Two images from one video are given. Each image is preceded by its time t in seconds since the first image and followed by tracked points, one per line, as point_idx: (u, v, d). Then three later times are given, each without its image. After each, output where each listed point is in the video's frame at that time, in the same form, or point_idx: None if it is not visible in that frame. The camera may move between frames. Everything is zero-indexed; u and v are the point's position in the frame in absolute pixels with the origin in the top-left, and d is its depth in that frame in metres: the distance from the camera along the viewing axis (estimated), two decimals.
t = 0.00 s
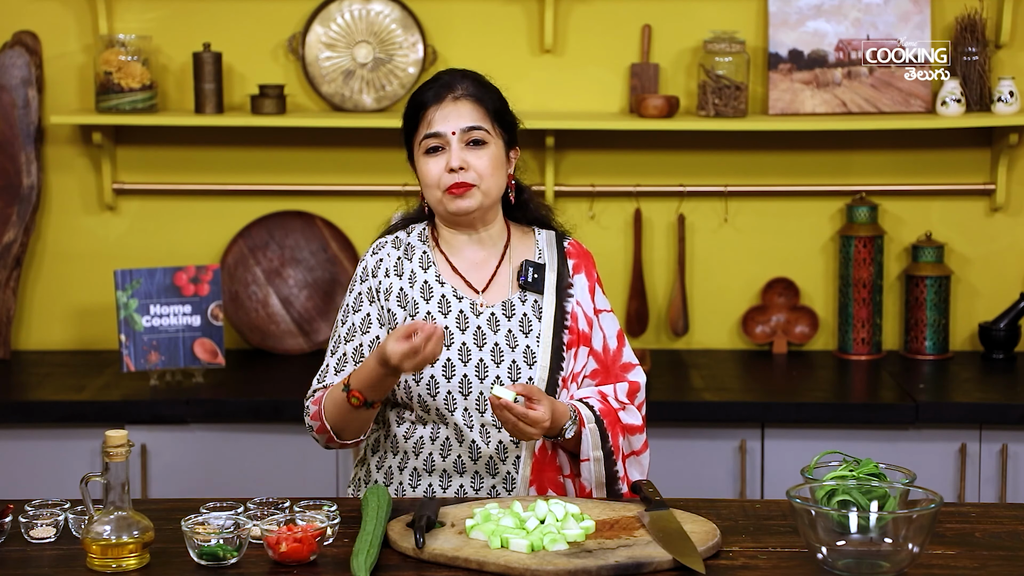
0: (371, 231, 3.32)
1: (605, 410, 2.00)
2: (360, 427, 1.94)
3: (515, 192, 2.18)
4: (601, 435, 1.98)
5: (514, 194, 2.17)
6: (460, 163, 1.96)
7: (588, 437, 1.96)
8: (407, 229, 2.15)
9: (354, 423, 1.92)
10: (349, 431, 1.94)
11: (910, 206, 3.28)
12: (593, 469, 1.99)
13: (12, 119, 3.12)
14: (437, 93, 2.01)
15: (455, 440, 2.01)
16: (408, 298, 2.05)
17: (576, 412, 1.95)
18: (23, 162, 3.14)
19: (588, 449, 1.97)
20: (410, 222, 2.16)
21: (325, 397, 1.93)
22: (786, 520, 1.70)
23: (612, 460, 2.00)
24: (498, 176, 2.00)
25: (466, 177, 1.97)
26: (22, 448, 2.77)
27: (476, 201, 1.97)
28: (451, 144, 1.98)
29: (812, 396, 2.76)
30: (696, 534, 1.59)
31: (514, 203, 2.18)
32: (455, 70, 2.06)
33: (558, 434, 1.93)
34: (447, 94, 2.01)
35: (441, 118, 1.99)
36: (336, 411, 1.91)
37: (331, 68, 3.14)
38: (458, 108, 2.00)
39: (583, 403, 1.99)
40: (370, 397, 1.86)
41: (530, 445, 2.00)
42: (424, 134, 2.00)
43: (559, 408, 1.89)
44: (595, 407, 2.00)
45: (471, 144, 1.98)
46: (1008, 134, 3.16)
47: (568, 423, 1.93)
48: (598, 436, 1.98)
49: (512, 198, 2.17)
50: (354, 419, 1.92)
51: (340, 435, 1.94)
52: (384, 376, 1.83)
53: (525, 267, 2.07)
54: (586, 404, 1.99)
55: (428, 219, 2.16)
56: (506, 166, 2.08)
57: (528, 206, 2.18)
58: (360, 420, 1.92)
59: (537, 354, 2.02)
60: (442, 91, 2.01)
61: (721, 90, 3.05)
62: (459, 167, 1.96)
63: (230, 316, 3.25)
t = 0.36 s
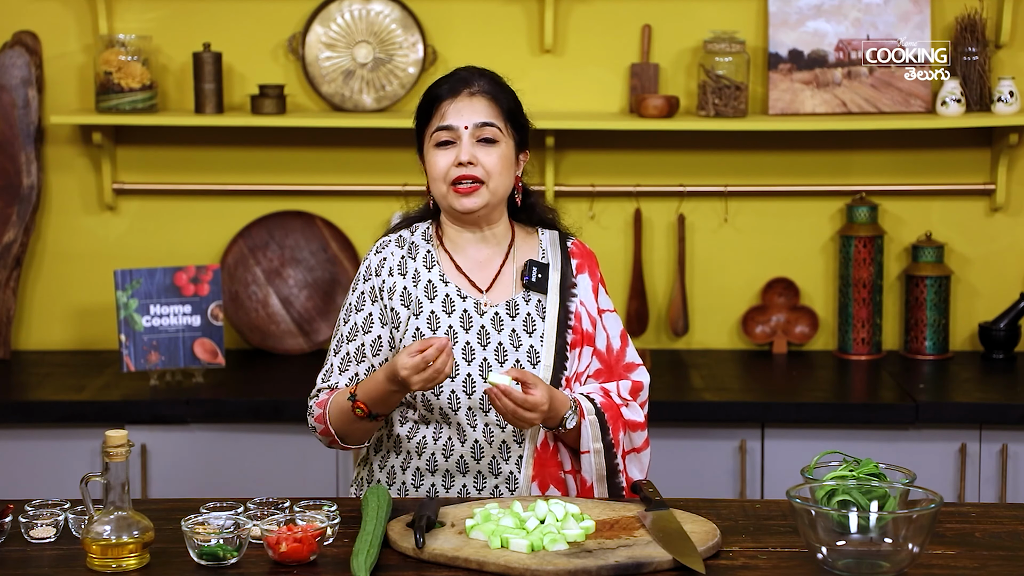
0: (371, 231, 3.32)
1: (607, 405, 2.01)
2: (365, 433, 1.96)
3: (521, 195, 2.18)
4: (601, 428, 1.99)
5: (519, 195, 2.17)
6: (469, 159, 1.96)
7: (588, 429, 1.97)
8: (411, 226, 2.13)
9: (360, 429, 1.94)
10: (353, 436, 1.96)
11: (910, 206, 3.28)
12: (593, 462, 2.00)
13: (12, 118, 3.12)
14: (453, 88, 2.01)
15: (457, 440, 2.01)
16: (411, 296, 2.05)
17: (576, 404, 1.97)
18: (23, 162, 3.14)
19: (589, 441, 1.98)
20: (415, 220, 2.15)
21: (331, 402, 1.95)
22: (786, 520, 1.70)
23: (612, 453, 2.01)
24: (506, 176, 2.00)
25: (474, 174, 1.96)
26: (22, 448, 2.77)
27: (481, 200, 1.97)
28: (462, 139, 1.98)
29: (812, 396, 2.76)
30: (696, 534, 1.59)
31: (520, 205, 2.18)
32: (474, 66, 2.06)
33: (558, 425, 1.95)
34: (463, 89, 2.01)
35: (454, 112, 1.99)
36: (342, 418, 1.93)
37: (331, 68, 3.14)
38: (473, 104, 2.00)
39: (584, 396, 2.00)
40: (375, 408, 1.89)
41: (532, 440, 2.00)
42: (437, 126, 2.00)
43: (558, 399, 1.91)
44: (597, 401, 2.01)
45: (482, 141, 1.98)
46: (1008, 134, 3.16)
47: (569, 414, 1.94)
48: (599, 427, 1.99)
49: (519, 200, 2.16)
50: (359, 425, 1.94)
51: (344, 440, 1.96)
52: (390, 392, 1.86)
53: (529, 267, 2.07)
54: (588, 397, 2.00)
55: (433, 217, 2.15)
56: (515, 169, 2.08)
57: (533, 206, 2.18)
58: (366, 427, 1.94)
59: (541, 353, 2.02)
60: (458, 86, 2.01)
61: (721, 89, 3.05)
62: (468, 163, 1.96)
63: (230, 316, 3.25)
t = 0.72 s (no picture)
0: (371, 231, 3.32)
1: (604, 400, 2.01)
2: (364, 433, 1.96)
3: (518, 198, 2.17)
4: (598, 422, 1.99)
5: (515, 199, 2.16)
6: (468, 156, 1.96)
7: (584, 422, 1.97)
8: (408, 227, 2.13)
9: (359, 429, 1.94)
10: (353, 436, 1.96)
11: (910, 206, 3.28)
12: (591, 456, 2.00)
13: (12, 118, 3.12)
14: (459, 86, 2.02)
15: (456, 438, 2.01)
16: (409, 296, 2.04)
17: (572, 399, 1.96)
18: (23, 162, 3.14)
19: (585, 435, 1.98)
20: (412, 220, 2.15)
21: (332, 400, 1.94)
22: (786, 520, 1.70)
23: (610, 447, 2.01)
24: (503, 178, 2.00)
25: (472, 172, 1.96)
26: (22, 448, 2.77)
27: (476, 198, 1.97)
28: (463, 135, 1.98)
29: (812, 396, 2.76)
30: (696, 534, 1.59)
31: (516, 208, 2.17)
32: (483, 67, 2.07)
33: (554, 416, 1.95)
34: (469, 88, 2.02)
35: (459, 109, 2.00)
36: (341, 417, 1.92)
37: (331, 68, 3.14)
38: (478, 103, 2.00)
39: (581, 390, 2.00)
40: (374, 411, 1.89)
41: (530, 435, 2.01)
42: (440, 121, 2.00)
43: (552, 391, 1.91)
44: (594, 396, 2.01)
45: (482, 140, 1.98)
46: (1008, 134, 3.15)
47: (564, 406, 1.95)
48: (596, 421, 1.99)
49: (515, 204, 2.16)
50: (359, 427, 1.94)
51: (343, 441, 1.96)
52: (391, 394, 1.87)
53: (526, 264, 2.07)
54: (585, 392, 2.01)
55: (431, 217, 2.15)
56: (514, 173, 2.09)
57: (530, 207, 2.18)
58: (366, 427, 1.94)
59: (539, 351, 2.02)
60: (465, 85, 2.02)
61: (721, 90, 3.05)
62: (467, 160, 1.96)
63: (230, 316, 3.26)
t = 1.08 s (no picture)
0: (371, 231, 3.32)
1: (601, 403, 2.01)
2: (366, 400, 1.87)
3: (523, 201, 2.18)
4: (594, 425, 1.99)
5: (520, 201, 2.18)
6: (472, 156, 1.96)
7: (580, 424, 1.98)
8: (410, 225, 2.13)
9: (362, 394, 1.86)
10: (355, 403, 1.87)
11: (910, 206, 3.28)
12: (586, 459, 2.00)
13: (12, 119, 3.12)
14: (471, 86, 2.03)
15: (450, 436, 2.00)
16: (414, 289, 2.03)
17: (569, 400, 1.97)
18: (23, 162, 3.14)
19: (582, 437, 1.98)
20: (415, 217, 2.15)
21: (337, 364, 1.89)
22: (786, 520, 1.70)
23: (605, 449, 2.01)
24: (506, 180, 2.00)
25: (475, 171, 1.96)
26: (22, 448, 2.77)
27: (477, 198, 1.97)
28: (470, 136, 1.98)
29: (812, 396, 2.76)
30: (696, 534, 1.59)
31: (520, 211, 2.18)
32: (497, 70, 2.08)
33: (551, 416, 1.94)
34: (481, 90, 2.03)
35: (468, 109, 2.00)
36: (344, 378, 1.86)
37: (331, 68, 3.14)
38: (488, 104, 2.01)
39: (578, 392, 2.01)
40: (381, 353, 1.82)
41: (527, 434, 2.01)
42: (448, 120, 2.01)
43: (550, 390, 1.91)
44: (591, 399, 2.01)
45: (488, 141, 1.98)
46: (1008, 134, 3.16)
47: (560, 407, 1.94)
48: (592, 424, 1.99)
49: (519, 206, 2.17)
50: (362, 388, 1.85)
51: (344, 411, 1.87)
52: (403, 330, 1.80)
53: (527, 265, 2.08)
54: (582, 394, 2.01)
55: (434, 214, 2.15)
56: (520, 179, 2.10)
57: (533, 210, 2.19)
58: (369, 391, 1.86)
59: (539, 351, 2.02)
60: (477, 86, 2.03)
61: (721, 90, 3.05)
62: (470, 159, 1.96)
63: (230, 315, 3.26)
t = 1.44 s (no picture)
0: (371, 231, 3.32)
1: (599, 401, 2.02)
2: (363, 416, 1.89)
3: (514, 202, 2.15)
4: (593, 424, 1.99)
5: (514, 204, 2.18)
6: (472, 146, 1.96)
7: (579, 423, 1.98)
8: (404, 226, 2.12)
9: (359, 410, 1.89)
10: (352, 420, 1.90)
11: (910, 206, 3.28)
12: (586, 457, 2.00)
13: (12, 119, 3.12)
14: (475, 82, 2.04)
15: (451, 437, 2.01)
16: (405, 294, 2.03)
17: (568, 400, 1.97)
18: (23, 162, 3.14)
19: (581, 436, 1.98)
20: (409, 220, 2.14)
21: (335, 380, 1.91)
22: (786, 520, 1.70)
23: (604, 449, 2.01)
24: (502, 176, 1.99)
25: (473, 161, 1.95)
26: (22, 448, 2.77)
27: (472, 187, 1.95)
28: (472, 128, 1.98)
29: (813, 396, 2.76)
30: (696, 534, 1.59)
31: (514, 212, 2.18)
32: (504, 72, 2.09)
33: (547, 418, 1.95)
34: (486, 86, 2.04)
35: (472, 103, 2.01)
36: (341, 396, 1.88)
37: (331, 68, 3.14)
38: (492, 100, 2.02)
39: (576, 391, 2.01)
40: (377, 373, 1.85)
41: (526, 434, 2.01)
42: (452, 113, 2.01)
43: (547, 391, 1.91)
44: (589, 397, 2.01)
45: (489, 135, 1.98)
46: (1008, 134, 3.16)
47: (558, 408, 1.94)
48: (590, 422, 1.99)
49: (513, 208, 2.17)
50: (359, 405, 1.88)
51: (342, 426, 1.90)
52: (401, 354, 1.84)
53: (521, 264, 2.07)
54: (580, 392, 2.01)
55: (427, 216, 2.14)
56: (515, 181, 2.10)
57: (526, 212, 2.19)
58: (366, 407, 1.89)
59: (534, 350, 2.02)
60: (482, 83, 2.04)
61: (721, 90, 3.05)
62: (469, 149, 1.95)
63: (229, 316, 3.25)
